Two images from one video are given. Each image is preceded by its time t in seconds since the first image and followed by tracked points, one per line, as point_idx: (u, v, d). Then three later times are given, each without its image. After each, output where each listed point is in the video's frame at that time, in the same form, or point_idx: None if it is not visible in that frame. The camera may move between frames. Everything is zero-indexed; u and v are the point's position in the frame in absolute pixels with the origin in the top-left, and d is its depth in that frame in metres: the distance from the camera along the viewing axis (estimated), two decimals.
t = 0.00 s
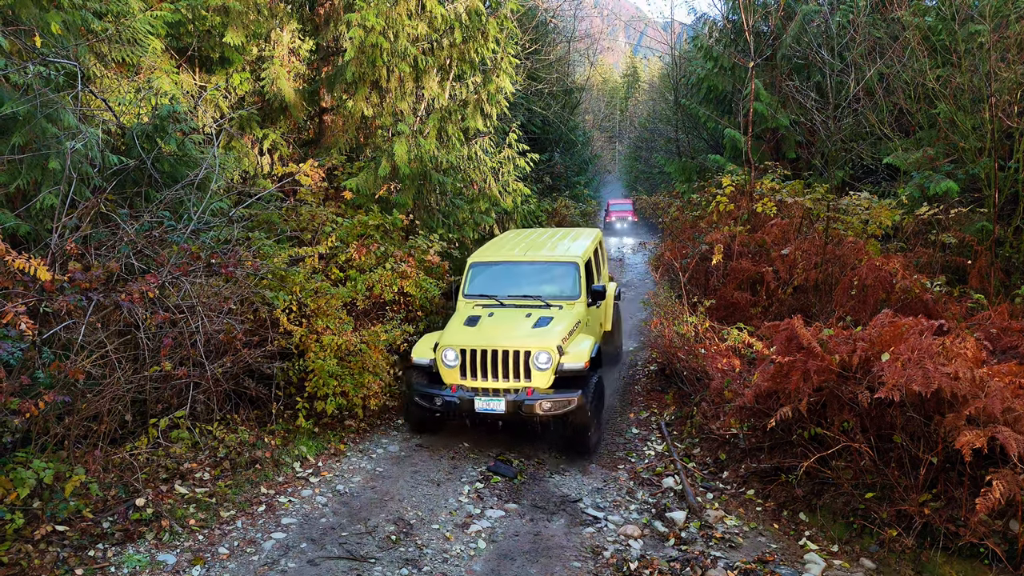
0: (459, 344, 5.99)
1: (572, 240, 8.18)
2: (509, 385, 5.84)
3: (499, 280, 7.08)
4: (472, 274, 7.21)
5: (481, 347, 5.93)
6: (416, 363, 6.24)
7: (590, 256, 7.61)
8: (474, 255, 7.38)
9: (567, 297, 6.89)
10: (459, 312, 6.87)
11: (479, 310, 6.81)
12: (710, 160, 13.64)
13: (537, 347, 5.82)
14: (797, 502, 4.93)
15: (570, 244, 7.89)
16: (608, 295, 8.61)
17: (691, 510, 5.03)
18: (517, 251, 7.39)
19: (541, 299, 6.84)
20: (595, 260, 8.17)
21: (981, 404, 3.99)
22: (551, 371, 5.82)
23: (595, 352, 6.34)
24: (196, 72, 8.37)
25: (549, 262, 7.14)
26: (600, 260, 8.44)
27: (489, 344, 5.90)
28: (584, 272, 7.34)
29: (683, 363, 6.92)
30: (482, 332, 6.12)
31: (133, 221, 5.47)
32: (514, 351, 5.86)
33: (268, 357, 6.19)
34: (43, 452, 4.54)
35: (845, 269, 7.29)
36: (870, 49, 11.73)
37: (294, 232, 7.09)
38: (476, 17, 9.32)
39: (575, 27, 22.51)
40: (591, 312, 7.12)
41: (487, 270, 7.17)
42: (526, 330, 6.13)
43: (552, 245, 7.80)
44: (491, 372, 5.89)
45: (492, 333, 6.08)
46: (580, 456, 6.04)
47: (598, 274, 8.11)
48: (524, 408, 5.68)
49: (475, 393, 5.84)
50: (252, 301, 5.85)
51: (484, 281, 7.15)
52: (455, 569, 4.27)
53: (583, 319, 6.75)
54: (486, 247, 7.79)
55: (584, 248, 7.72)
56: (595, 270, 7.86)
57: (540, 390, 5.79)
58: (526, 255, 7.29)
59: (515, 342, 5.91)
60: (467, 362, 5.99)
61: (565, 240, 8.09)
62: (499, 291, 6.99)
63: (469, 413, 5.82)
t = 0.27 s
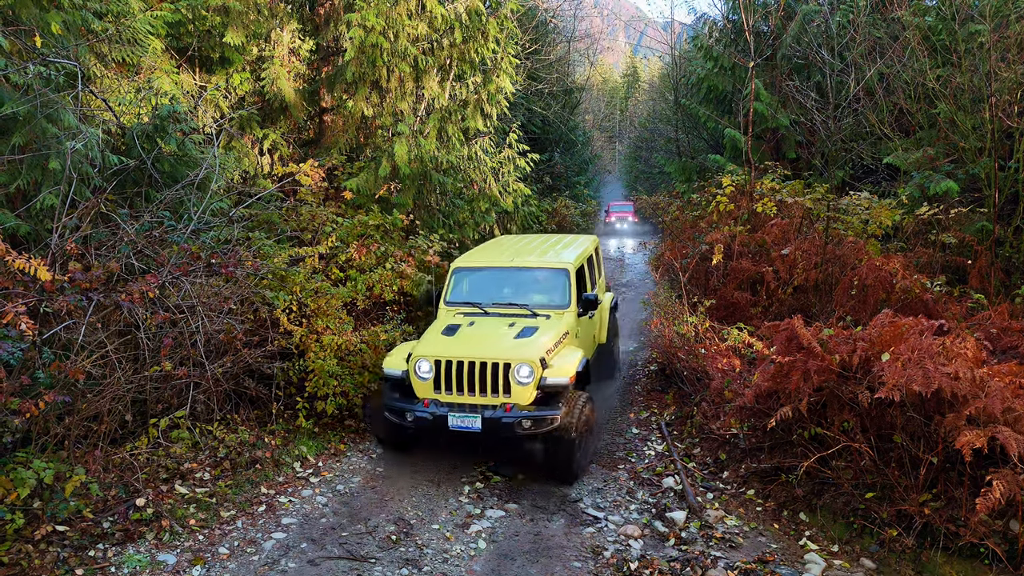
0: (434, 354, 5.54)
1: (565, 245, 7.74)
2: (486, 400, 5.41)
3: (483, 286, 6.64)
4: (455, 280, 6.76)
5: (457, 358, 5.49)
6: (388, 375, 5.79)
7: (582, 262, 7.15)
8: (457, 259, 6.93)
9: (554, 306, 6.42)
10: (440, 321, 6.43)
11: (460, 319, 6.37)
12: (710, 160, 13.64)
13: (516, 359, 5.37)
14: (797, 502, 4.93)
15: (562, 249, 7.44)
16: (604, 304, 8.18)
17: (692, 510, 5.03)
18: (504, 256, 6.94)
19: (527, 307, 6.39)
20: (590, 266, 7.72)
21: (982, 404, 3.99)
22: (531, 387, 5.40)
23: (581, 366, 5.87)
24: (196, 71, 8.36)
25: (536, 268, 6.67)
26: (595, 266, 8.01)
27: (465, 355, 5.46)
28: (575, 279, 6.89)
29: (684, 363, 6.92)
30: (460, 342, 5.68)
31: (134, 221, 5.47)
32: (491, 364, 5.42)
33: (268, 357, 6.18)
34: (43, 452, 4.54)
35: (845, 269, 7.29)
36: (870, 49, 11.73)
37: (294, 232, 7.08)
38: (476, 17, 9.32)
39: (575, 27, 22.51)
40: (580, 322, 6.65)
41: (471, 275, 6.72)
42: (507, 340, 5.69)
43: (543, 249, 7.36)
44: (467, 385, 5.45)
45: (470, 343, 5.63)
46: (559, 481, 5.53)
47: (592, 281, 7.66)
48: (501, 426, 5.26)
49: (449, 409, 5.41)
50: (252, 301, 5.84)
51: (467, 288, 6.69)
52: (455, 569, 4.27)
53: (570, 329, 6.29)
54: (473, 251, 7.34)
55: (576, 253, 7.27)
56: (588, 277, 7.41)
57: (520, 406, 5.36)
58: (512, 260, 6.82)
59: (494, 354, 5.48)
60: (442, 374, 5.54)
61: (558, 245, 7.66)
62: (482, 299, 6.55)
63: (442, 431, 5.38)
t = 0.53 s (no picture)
0: (399, 372, 4.99)
1: (559, 253, 7.17)
2: (453, 425, 4.85)
3: (464, 294, 6.06)
4: (434, 286, 6.19)
5: (424, 377, 4.94)
6: (350, 393, 5.24)
7: (575, 272, 6.56)
8: (438, 265, 6.35)
9: (540, 320, 5.84)
10: (414, 332, 5.86)
11: (436, 332, 5.80)
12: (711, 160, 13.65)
13: (488, 381, 4.82)
14: (797, 502, 4.93)
15: (554, 257, 6.85)
16: (597, 319, 7.60)
17: (692, 510, 5.03)
18: (489, 262, 6.36)
19: (509, 320, 5.82)
20: (584, 276, 7.12)
21: (982, 404, 3.99)
22: (503, 412, 4.82)
23: (563, 388, 5.29)
24: (196, 72, 8.36)
25: (522, 277, 6.05)
26: (591, 275, 7.42)
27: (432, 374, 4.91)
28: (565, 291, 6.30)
29: (684, 363, 6.92)
30: (429, 360, 5.13)
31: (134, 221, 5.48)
32: (461, 385, 4.86)
33: (268, 357, 6.15)
34: (43, 452, 4.54)
35: (845, 269, 7.29)
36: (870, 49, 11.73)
37: (294, 232, 7.07)
38: (476, 17, 9.33)
39: (575, 27, 22.50)
40: (568, 338, 6.07)
41: (451, 282, 6.15)
42: (482, 358, 5.12)
43: (533, 256, 6.78)
44: (434, 408, 4.89)
45: (441, 360, 5.07)
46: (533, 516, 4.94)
47: (585, 293, 7.08)
48: (467, 455, 4.70)
49: (413, 432, 4.86)
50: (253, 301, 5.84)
51: (447, 297, 6.10)
52: (455, 569, 4.27)
53: (555, 347, 5.70)
54: (457, 256, 6.76)
55: (569, 261, 6.68)
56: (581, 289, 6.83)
57: (489, 432, 4.80)
58: (498, 266, 6.21)
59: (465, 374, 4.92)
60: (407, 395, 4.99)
61: (550, 252, 7.09)
62: (462, 308, 5.98)
63: (404, 457, 4.84)
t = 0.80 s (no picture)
0: (349, 391, 4.36)
1: (551, 266, 6.56)
2: (405, 457, 4.18)
3: (438, 306, 5.45)
4: (407, 296, 5.60)
5: (375, 399, 4.30)
6: (296, 413, 4.60)
7: (563, 289, 5.94)
8: (413, 273, 5.74)
9: (517, 340, 5.20)
10: (377, 347, 5.24)
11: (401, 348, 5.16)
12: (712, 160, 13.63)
13: (446, 408, 4.18)
14: (798, 502, 4.92)
15: (542, 270, 6.24)
16: (589, 340, 6.90)
17: (692, 510, 5.04)
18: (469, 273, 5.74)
19: (483, 339, 5.18)
20: (576, 292, 6.50)
21: (982, 404, 3.99)
22: (461, 444, 4.16)
23: (533, 419, 4.62)
24: (196, 72, 8.36)
25: (503, 293, 5.42)
26: (584, 292, 6.79)
27: (384, 396, 4.27)
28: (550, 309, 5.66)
29: (684, 363, 6.92)
30: (385, 379, 4.49)
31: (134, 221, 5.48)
32: (415, 411, 4.21)
33: (269, 357, 6.12)
34: (43, 452, 4.54)
35: (845, 269, 7.29)
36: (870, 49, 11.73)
37: (294, 232, 7.07)
38: (476, 17, 9.33)
39: (575, 27, 22.48)
40: (547, 363, 5.41)
41: (425, 292, 5.54)
42: (444, 381, 4.47)
43: (520, 268, 6.18)
44: (384, 435, 4.24)
45: (398, 381, 4.45)
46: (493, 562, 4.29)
47: (576, 311, 6.44)
48: (416, 492, 4.01)
49: (358, 462, 4.19)
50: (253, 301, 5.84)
51: (418, 309, 5.47)
52: (455, 569, 4.26)
53: (531, 371, 5.05)
54: (437, 264, 6.15)
55: (559, 276, 6.07)
56: (570, 306, 6.21)
57: (444, 466, 4.13)
58: (478, 278, 5.59)
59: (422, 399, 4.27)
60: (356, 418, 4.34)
61: (540, 265, 6.48)
62: (434, 321, 5.36)
63: (346, 492, 4.15)
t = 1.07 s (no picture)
0: (283, 422, 3.82)
1: (545, 281, 5.88)
2: (334, 504, 3.64)
3: (407, 323, 4.84)
4: (376, 307, 5.01)
5: (309, 433, 3.75)
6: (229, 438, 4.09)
7: (552, 312, 5.24)
8: (385, 283, 5.15)
9: (489, 372, 4.52)
10: (335, 365, 4.68)
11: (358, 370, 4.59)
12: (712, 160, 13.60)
13: (386, 456, 3.58)
14: (798, 502, 4.92)
15: (532, 287, 5.56)
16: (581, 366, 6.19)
17: (692, 510, 5.04)
18: (447, 288, 5.11)
19: (451, 367, 4.53)
20: (571, 315, 5.80)
21: (982, 404, 4.00)
22: (399, 498, 3.57)
23: (493, 470, 3.97)
24: (196, 72, 8.35)
25: (479, 316, 4.74)
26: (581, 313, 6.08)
27: (320, 432, 3.71)
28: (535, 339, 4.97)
29: (684, 363, 6.92)
30: (327, 410, 3.94)
31: (134, 221, 5.52)
32: (351, 456, 3.63)
33: (269, 357, 6.03)
34: (43, 452, 4.56)
35: (845, 269, 7.29)
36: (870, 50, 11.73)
37: (294, 232, 7.06)
38: (476, 17, 9.33)
39: (575, 26, 22.47)
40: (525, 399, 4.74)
41: (394, 306, 4.94)
42: (392, 421, 3.86)
43: (508, 284, 5.52)
44: (315, 477, 3.69)
45: (341, 415, 3.87)
46: None
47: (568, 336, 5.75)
48: (340, 551, 3.46)
49: (283, 505, 3.69)
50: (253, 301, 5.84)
51: (385, 325, 4.88)
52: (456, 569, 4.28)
53: (502, 411, 4.37)
54: (416, 273, 5.56)
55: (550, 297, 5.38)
56: (560, 331, 5.51)
57: (378, 518, 3.58)
58: (455, 296, 4.95)
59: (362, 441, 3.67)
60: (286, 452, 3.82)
61: (532, 280, 5.81)
62: (400, 341, 4.75)
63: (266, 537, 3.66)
